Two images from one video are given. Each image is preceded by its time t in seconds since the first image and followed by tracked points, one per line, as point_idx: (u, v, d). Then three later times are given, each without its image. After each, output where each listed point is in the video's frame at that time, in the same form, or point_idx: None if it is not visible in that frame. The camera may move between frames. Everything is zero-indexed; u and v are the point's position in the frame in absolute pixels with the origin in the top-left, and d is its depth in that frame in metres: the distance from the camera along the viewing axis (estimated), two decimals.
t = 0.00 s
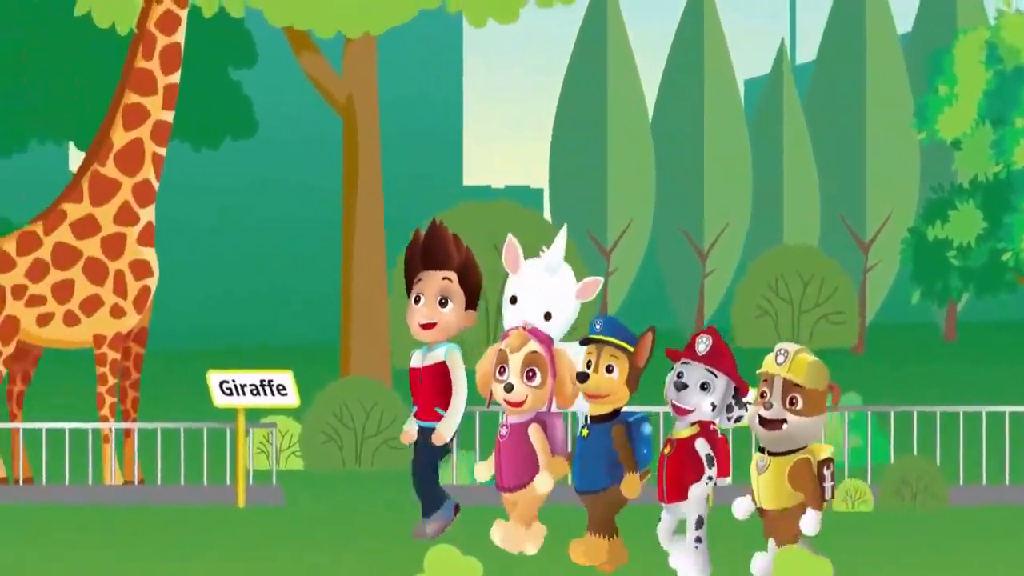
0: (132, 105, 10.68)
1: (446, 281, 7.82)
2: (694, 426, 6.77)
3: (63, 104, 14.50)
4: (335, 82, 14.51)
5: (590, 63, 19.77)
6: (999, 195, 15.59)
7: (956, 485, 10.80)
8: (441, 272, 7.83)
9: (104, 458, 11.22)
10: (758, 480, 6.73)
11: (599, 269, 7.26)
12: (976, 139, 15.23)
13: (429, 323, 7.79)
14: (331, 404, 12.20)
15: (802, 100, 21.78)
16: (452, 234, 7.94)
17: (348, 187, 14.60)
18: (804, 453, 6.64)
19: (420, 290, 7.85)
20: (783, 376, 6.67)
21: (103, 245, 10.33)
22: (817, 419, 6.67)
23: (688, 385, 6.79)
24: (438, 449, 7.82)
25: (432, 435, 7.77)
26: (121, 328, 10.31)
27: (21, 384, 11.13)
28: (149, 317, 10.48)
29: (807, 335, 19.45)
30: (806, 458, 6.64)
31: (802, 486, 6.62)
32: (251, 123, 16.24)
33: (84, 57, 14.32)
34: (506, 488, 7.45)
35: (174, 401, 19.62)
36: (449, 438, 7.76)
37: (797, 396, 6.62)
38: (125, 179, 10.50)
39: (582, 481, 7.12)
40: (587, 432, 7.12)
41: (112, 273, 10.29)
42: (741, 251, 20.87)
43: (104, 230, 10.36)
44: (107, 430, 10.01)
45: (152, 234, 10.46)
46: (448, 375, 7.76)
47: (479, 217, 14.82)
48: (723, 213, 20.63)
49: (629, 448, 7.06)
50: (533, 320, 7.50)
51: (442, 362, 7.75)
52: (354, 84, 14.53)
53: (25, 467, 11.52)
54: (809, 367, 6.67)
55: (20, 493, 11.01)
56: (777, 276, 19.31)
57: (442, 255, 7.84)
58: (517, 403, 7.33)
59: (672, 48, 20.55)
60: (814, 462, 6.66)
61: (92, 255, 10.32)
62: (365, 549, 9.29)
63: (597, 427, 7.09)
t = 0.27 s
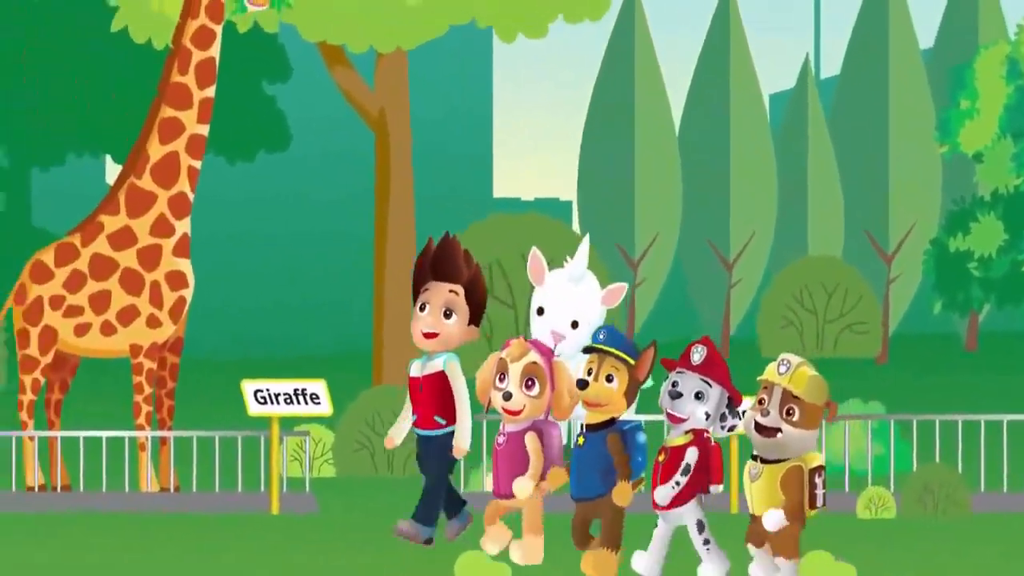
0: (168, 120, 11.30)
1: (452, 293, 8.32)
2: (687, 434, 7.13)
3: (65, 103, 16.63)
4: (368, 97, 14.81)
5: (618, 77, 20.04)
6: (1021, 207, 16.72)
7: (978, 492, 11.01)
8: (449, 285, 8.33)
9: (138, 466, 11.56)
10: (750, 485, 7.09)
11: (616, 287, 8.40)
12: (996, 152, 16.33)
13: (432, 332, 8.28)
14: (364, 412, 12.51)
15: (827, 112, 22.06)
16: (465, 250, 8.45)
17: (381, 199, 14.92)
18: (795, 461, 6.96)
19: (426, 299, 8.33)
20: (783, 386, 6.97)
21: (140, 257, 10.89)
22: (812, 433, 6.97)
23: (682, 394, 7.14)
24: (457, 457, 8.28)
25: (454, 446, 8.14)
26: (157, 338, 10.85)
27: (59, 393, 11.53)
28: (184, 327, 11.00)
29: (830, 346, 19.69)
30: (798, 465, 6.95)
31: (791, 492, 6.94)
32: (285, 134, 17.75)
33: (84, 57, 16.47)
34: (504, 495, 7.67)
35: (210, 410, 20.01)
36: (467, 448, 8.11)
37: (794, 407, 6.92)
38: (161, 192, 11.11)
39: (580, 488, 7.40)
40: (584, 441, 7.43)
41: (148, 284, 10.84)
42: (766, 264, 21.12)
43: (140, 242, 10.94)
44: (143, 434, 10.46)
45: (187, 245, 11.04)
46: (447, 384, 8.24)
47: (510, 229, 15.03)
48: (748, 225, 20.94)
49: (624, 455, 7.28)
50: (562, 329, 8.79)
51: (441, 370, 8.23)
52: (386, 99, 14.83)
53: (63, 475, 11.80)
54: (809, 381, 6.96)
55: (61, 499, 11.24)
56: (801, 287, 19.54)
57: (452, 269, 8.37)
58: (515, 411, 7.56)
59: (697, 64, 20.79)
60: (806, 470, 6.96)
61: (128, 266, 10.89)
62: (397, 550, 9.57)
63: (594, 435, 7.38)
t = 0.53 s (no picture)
0: (201, 133, 11.61)
1: (456, 305, 8.61)
2: (681, 442, 7.50)
3: (64, 103, 17.36)
4: (398, 110, 15.09)
5: (644, 91, 20.32)
6: None
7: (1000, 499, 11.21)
8: (454, 297, 8.62)
9: (173, 473, 11.65)
10: (743, 491, 7.39)
11: (619, 281, 8.64)
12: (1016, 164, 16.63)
13: (434, 341, 8.59)
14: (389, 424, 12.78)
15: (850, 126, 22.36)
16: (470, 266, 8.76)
17: (410, 205, 15.01)
18: (788, 469, 7.30)
19: (430, 309, 8.64)
20: (781, 396, 7.31)
21: (174, 267, 11.18)
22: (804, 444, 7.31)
23: (676, 402, 7.51)
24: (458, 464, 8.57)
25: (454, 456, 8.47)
26: (190, 347, 11.14)
27: (94, 402, 11.82)
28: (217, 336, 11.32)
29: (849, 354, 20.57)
30: (789, 473, 7.29)
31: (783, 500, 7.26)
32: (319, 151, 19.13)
33: (79, 57, 17.20)
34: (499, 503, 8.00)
35: (244, 418, 20.35)
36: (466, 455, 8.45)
37: (789, 417, 7.27)
38: (195, 204, 11.41)
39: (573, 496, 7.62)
40: (578, 449, 7.63)
41: (182, 294, 11.14)
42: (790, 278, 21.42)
43: (175, 252, 11.23)
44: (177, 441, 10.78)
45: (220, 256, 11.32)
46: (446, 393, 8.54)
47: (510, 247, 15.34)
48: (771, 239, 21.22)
49: (615, 462, 7.50)
50: (581, 336, 9.02)
51: (439, 379, 8.54)
52: (415, 111, 15.09)
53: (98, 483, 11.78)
54: (807, 395, 7.30)
55: (97, 505, 11.44)
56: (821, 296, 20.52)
57: (457, 283, 8.67)
58: (512, 420, 7.90)
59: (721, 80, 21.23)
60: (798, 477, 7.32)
61: (163, 276, 11.17)
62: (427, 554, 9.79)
63: (588, 442, 7.59)
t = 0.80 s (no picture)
0: (231, 143, 11.35)
1: (459, 316, 8.54)
2: (672, 449, 7.24)
3: (64, 104, 17.93)
4: (425, 122, 15.35)
5: (667, 103, 20.60)
6: None
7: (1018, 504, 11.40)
8: (457, 308, 8.56)
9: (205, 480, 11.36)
10: (733, 499, 7.12)
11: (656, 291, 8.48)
12: None
13: (434, 350, 8.48)
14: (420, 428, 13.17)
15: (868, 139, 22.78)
16: (477, 279, 8.71)
17: (437, 214, 15.20)
18: (777, 476, 7.02)
19: (433, 318, 8.56)
20: (771, 404, 7.03)
21: (204, 277, 10.97)
22: (794, 452, 7.03)
23: (668, 410, 7.27)
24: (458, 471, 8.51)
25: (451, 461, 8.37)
26: (219, 356, 10.93)
27: (126, 410, 11.71)
28: (247, 346, 11.08)
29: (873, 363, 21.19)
30: (779, 480, 7.01)
31: (776, 507, 6.98)
32: (343, 160, 19.60)
33: (78, 57, 17.82)
34: (494, 509, 7.90)
35: (272, 424, 20.60)
36: (464, 462, 8.37)
37: (779, 425, 6.99)
38: (224, 214, 11.16)
39: (567, 502, 7.57)
40: (571, 454, 7.59)
41: (212, 303, 10.92)
42: (809, 289, 21.74)
43: (205, 262, 11.01)
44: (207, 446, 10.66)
45: (251, 266, 11.13)
46: (446, 400, 8.46)
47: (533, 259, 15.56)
48: (792, 250, 21.53)
49: (608, 469, 7.51)
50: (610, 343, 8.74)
51: (439, 387, 8.46)
52: (441, 123, 15.33)
53: (131, 488, 11.66)
54: (797, 403, 7.01)
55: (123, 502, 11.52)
56: (844, 306, 21.09)
57: (463, 293, 8.61)
58: (505, 427, 7.78)
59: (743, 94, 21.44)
60: (787, 484, 7.05)
61: (193, 286, 10.96)
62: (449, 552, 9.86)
63: (581, 449, 7.55)
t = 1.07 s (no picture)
0: (257, 154, 11.48)
1: (483, 324, 8.71)
2: (662, 455, 7.54)
3: (64, 103, 19.32)
4: (449, 133, 15.57)
5: (688, 114, 20.82)
6: None
7: None
8: (480, 316, 8.73)
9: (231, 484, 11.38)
10: (722, 503, 7.59)
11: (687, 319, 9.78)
12: None
13: (457, 358, 8.68)
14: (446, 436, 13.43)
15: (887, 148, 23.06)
16: (501, 288, 8.86)
17: (461, 224, 15.43)
18: (765, 481, 7.50)
19: (457, 325, 8.73)
20: (760, 411, 7.48)
21: (230, 284, 11.18)
22: (781, 458, 7.50)
23: (658, 416, 7.59)
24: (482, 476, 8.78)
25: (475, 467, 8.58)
26: (246, 363, 11.14)
27: (153, 416, 11.83)
28: (273, 353, 11.29)
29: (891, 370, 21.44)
30: (767, 485, 7.50)
31: (764, 511, 7.47)
32: (369, 170, 19.87)
33: (77, 57, 19.34)
34: (500, 514, 8.09)
35: (298, 430, 20.90)
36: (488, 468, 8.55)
37: (767, 432, 7.45)
38: (251, 223, 11.33)
39: (560, 507, 7.74)
40: (561, 460, 7.77)
41: (238, 311, 11.14)
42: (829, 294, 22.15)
43: (231, 270, 11.21)
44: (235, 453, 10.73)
45: (276, 274, 11.32)
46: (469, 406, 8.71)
47: (555, 267, 15.67)
48: (811, 259, 21.98)
49: (599, 475, 7.70)
50: (636, 353, 10.14)
51: (462, 395, 8.71)
52: (465, 134, 15.52)
53: (158, 493, 11.70)
54: (784, 411, 7.46)
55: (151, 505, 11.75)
56: (863, 314, 21.35)
57: (487, 302, 8.77)
58: (512, 433, 7.94)
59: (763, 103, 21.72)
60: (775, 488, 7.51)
61: (220, 294, 11.18)
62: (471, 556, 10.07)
63: (571, 455, 7.74)
